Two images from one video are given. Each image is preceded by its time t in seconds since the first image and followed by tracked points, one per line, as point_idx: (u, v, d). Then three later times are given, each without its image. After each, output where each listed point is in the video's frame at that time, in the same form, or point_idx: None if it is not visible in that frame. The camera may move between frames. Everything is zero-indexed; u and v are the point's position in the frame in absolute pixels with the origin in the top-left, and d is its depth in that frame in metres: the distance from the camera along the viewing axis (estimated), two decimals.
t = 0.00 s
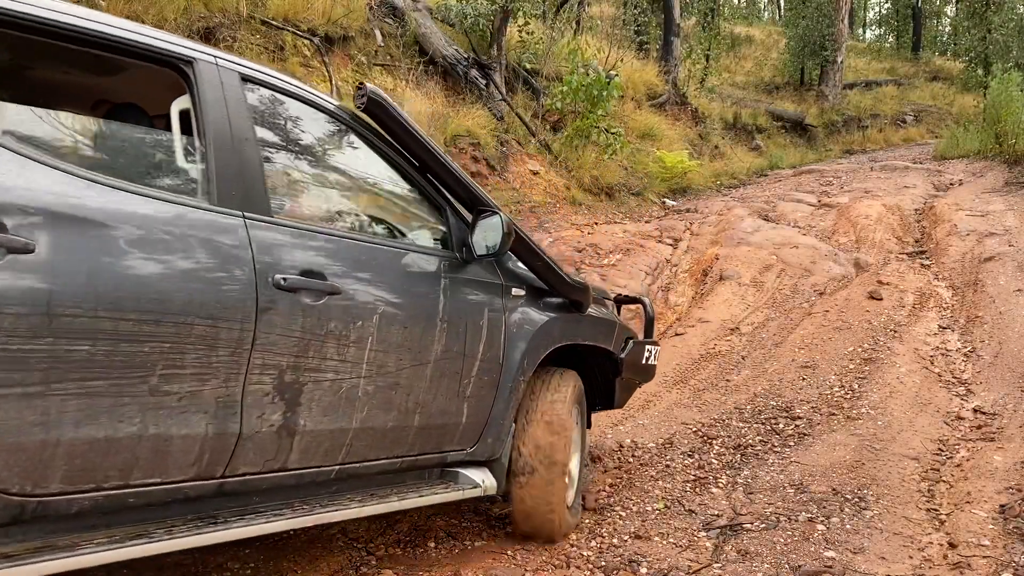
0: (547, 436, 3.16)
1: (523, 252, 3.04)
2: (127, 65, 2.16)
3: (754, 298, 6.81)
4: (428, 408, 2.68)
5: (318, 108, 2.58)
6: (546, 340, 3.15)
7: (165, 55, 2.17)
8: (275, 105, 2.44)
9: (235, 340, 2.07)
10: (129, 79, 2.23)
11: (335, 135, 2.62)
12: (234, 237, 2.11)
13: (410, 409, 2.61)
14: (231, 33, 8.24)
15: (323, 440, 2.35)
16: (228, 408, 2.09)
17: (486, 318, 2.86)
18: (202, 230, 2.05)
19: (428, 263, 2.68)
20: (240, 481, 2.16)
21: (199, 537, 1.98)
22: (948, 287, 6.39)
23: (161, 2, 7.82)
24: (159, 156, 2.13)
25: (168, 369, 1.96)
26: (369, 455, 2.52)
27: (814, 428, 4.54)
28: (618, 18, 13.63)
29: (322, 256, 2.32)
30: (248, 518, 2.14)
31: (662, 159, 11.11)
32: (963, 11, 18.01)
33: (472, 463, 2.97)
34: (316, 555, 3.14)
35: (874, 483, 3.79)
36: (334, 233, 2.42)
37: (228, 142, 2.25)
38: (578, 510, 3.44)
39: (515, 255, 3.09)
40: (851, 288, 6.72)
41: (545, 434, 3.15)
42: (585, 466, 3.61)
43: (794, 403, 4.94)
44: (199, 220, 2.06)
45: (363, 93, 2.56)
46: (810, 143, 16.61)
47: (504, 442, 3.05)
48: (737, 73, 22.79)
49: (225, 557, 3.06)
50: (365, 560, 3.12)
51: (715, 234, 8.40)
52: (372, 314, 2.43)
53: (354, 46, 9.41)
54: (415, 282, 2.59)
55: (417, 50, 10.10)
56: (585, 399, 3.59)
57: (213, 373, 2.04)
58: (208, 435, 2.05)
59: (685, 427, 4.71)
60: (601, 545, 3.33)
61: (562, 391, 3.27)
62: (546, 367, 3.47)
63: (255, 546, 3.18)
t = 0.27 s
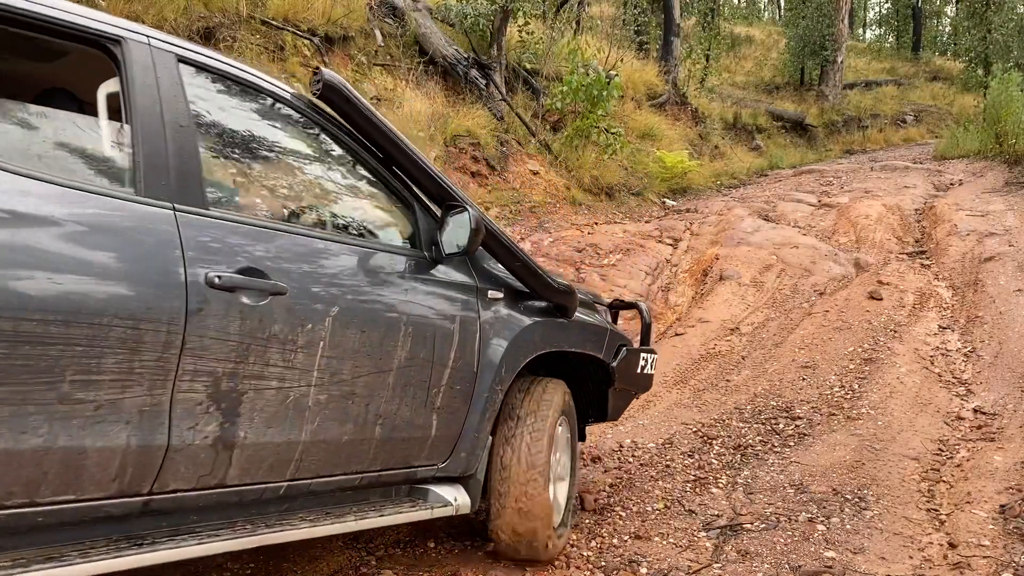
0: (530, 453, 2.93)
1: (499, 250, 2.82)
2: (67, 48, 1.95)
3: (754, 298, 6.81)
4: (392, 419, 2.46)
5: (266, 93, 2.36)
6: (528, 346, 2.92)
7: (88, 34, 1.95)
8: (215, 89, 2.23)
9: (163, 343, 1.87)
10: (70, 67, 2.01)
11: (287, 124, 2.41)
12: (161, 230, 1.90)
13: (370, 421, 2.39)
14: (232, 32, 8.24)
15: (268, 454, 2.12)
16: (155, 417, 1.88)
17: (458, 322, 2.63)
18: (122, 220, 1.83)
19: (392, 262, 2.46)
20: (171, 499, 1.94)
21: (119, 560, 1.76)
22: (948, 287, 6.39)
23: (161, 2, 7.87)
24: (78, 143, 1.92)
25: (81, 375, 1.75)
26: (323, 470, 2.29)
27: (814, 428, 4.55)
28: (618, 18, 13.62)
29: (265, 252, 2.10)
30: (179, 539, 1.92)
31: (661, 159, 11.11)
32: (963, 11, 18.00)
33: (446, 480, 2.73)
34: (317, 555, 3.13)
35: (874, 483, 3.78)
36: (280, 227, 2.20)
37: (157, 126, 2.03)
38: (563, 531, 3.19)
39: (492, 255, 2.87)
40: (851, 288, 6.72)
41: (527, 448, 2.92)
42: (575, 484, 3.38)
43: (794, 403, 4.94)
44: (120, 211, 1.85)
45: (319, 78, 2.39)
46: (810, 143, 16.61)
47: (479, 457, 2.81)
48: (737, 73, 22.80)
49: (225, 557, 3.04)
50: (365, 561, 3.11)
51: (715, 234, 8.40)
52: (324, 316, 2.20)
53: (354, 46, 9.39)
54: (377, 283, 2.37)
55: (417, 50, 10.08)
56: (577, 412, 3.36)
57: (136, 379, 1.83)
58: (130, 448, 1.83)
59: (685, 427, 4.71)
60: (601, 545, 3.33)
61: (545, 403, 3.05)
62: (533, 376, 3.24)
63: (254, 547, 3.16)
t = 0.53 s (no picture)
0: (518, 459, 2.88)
1: (484, 251, 2.82)
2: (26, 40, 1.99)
3: (754, 298, 6.81)
4: (366, 428, 2.45)
5: (246, 91, 2.39)
6: (514, 350, 2.90)
7: (44, 23, 1.97)
8: (192, 86, 2.26)
9: (109, 351, 1.84)
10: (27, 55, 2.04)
11: (267, 122, 2.44)
12: (111, 236, 1.88)
13: (342, 431, 2.39)
14: (232, 33, 8.26)
15: (228, 467, 2.11)
16: (103, 430, 1.85)
17: (439, 325, 2.63)
18: (70, 227, 1.81)
19: (371, 264, 2.46)
20: (122, 514, 1.92)
21: None
22: (948, 287, 6.39)
23: (161, 2, 7.94)
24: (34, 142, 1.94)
25: (21, 386, 1.72)
26: (291, 482, 2.28)
27: (814, 428, 4.55)
28: (619, 18, 13.62)
29: (229, 258, 2.09)
30: (133, 556, 1.92)
31: (662, 159, 11.10)
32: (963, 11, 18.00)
33: (428, 490, 2.74)
34: (317, 555, 3.13)
35: (874, 483, 3.79)
36: (252, 229, 2.21)
37: (112, 119, 2.02)
38: (556, 540, 3.15)
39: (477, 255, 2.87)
40: (851, 288, 6.72)
41: (511, 454, 2.88)
42: (570, 493, 3.35)
43: (794, 403, 4.95)
44: (67, 216, 1.83)
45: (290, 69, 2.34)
46: (810, 143, 16.61)
47: (462, 466, 2.81)
48: (737, 73, 22.80)
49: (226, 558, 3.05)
50: (365, 561, 3.11)
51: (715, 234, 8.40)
52: (291, 323, 2.20)
53: (354, 46, 9.38)
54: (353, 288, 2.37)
55: (417, 50, 10.06)
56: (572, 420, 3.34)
57: (82, 390, 1.81)
58: (75, 461, 1.80)
59: (685, 427, 4.71)
60: (601, 545, 3.33)
61: (533, 408, 3.01)
62: (527, 381, 3.23)
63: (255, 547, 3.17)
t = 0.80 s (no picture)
0: (511, 461, 2.87)
1: (486, 252, 2.82)
2: (33, 40, 2.00)
3: (754, 298, 6.81)
4: (370, 428, 2.46)
5: (249, 93, 2.41)
6: (516, 350, 2.90)
7: (49, 23, 1.96)
8: (196, 88, 2.27)
9: (117, 348, 1.85)
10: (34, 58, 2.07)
11: (271, 124, 2.45)
12: (120, 233, 1.89)
13: (347, 430, 2.39)
14: (232, 33, 8.26)
15: (235, 465, 2.11)
16: (110, 428, 1.86)
17: (442, 326, 2.63)
18: (79, 225, 1.82)
19: (373, 264, 2.45)
20: (129, 512, 1.92)
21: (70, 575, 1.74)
22: (948, 287, 6.39)
23: (161, 3, 7.96)
24: (41, 142, 1.93)
25: (29, 383, 1.72)
26: (295, 481, 2.28)
27: (814, 428, 4.55)
28: (619, 18, 13.61)
29: (235, 258, 2.10)
30: (138, 554, 1.91)
31: (661, 159, 11.10)
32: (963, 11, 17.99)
33: (432, 490, 2.75)
34: (317, 555, 3.12)
35: (874, 483, 3.78)
36: (256, 229, 2.21)
37: (119, 120, 2.03)
38: (559, 540, 3.15)
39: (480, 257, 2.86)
40: (851, 288, 6.72)
41: (511, 453, 2.88)
42: (575, 493, 3.34)
43: (794, 403, 4.95)
44: (76, 214, 1.84)
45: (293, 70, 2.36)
46: (810, 143, 16.61)
47: (465, 466, 2.80)
48: (737, 73, 22.79)
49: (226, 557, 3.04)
50: (364, 561, 3.11)
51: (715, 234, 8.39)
52: (296, 321, 2.20)
53: (354, 46, 9.38)
54: (356, 288, 2.37)
55: (417, 50, 10.06)
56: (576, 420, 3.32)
57: (89, 387, 1.81)
58: (83, 458, 1.81)
59: (685, 427, 4.71)
60: (601, 545, 3.33)
61: (529, 408, 3.00)
62: (527, 381, 3.23)
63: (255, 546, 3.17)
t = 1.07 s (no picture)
0: (511, 461, 2.87)
1: (488, 251, 2.81)
2: (33, 40, 2.00)
3: (754, 298, 6.81)
4: (372, 427, 2.46)
5: (251, 92, 2.40)
6: (518, 350, 2.90)
7: (50, 23, 1.96)
8: (197, 87, 2.27)
9: (118, 349, 1.85)
10: (35, 58, 2.07)
11: (273, 123, 2.45)
12: (121, 234, 1.89)
13: (348, 429, 2.39)
14: (232, 33, 8.27)
15: (236, 465, 2.11)
16: (111, 428, 1.86)
17: (443, 326, 2.62)
18: (80, 226, 1.83)
19: (374, 264, 2.45)
20: (129, 512, 1.93)
21: None
22: (948, 287, 6.39)
23: (161, 3, 7.97)
24: (42, 141, 1.94)
25: (30, 383, 1.72)
26: (297, 481, 2.28)
27: (814, 428, 4.55)
28: (619, 18, 13.61)
29: (238, 256, 2.10)
30: (140, 554, 1.92)
31: (661, 159, 11.10)
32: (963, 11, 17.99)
33: (433, 490, 2.75)
34: (317, 555, 3.12)
35: (874, 484, 3.79)
36: (257, 228, 2.21)
37: (120, 120, 2.03)
38: (559, 542, 3.13)
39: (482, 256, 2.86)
40: (851, 288, 6.72)
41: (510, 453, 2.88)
42: (580, 495, 3.31)
43: (794, 403, 4.95)
44: (77, 215, 1.84)
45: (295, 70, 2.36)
46: (810, 143, 16.61)
47: (467, 465, 2.80)
48: (737, 73, 22.78)
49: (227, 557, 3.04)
50: (364, 561, 3.11)
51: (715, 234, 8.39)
52: (297, 321, 2.20)
53: (354, 46, 9.38)
54: (357, 288, 2.36)
55: (417, 50, 10.06)
56: (580, 420, 3.29)
57: (90, 388, 1.82)
58: (84, 459, 1.81)
59: (685, 427, 4.72)
60: (601, 545, 3.33)
61: (526, 408, 2.99)
62: (529, 382, 3.22)
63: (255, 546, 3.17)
